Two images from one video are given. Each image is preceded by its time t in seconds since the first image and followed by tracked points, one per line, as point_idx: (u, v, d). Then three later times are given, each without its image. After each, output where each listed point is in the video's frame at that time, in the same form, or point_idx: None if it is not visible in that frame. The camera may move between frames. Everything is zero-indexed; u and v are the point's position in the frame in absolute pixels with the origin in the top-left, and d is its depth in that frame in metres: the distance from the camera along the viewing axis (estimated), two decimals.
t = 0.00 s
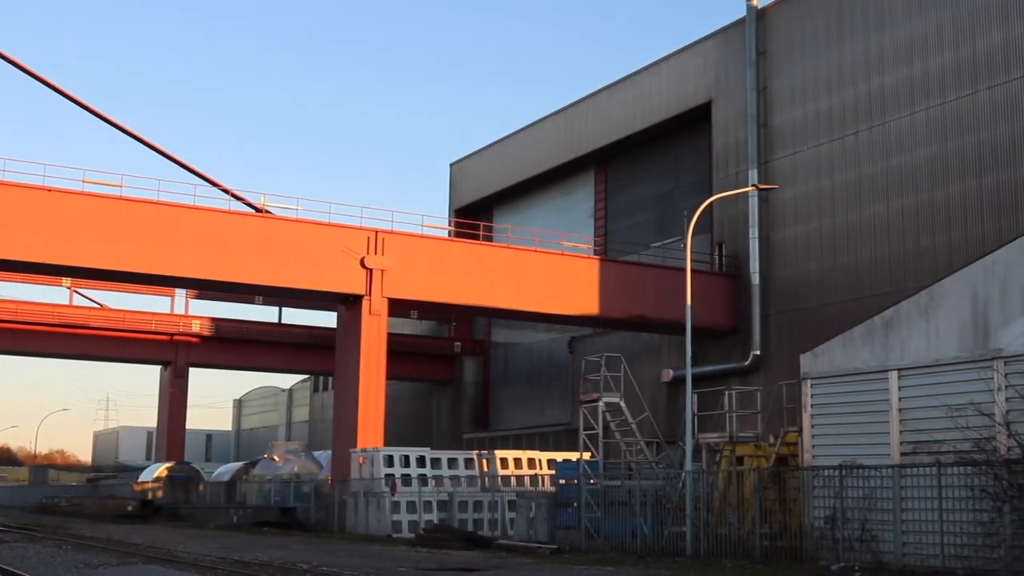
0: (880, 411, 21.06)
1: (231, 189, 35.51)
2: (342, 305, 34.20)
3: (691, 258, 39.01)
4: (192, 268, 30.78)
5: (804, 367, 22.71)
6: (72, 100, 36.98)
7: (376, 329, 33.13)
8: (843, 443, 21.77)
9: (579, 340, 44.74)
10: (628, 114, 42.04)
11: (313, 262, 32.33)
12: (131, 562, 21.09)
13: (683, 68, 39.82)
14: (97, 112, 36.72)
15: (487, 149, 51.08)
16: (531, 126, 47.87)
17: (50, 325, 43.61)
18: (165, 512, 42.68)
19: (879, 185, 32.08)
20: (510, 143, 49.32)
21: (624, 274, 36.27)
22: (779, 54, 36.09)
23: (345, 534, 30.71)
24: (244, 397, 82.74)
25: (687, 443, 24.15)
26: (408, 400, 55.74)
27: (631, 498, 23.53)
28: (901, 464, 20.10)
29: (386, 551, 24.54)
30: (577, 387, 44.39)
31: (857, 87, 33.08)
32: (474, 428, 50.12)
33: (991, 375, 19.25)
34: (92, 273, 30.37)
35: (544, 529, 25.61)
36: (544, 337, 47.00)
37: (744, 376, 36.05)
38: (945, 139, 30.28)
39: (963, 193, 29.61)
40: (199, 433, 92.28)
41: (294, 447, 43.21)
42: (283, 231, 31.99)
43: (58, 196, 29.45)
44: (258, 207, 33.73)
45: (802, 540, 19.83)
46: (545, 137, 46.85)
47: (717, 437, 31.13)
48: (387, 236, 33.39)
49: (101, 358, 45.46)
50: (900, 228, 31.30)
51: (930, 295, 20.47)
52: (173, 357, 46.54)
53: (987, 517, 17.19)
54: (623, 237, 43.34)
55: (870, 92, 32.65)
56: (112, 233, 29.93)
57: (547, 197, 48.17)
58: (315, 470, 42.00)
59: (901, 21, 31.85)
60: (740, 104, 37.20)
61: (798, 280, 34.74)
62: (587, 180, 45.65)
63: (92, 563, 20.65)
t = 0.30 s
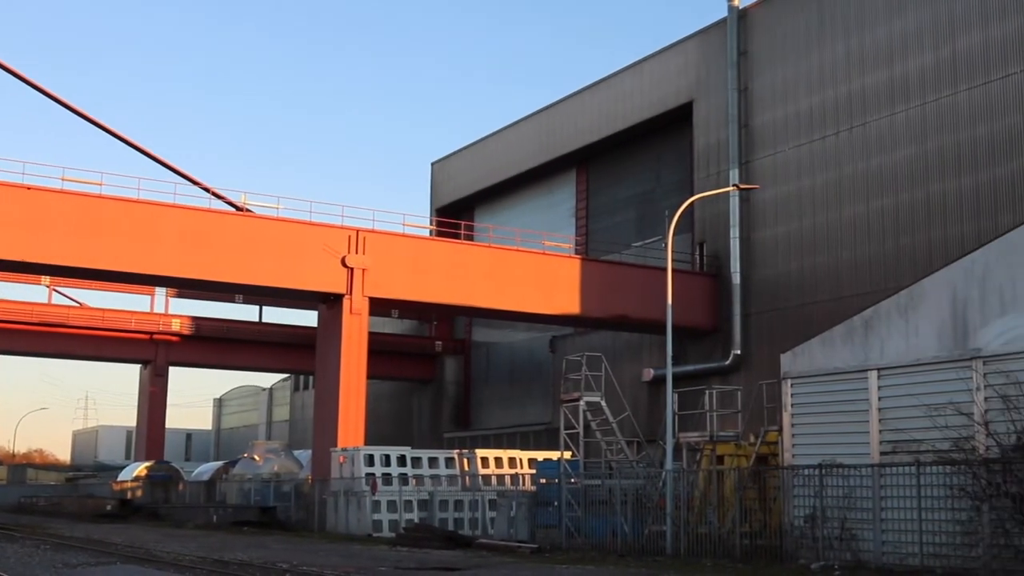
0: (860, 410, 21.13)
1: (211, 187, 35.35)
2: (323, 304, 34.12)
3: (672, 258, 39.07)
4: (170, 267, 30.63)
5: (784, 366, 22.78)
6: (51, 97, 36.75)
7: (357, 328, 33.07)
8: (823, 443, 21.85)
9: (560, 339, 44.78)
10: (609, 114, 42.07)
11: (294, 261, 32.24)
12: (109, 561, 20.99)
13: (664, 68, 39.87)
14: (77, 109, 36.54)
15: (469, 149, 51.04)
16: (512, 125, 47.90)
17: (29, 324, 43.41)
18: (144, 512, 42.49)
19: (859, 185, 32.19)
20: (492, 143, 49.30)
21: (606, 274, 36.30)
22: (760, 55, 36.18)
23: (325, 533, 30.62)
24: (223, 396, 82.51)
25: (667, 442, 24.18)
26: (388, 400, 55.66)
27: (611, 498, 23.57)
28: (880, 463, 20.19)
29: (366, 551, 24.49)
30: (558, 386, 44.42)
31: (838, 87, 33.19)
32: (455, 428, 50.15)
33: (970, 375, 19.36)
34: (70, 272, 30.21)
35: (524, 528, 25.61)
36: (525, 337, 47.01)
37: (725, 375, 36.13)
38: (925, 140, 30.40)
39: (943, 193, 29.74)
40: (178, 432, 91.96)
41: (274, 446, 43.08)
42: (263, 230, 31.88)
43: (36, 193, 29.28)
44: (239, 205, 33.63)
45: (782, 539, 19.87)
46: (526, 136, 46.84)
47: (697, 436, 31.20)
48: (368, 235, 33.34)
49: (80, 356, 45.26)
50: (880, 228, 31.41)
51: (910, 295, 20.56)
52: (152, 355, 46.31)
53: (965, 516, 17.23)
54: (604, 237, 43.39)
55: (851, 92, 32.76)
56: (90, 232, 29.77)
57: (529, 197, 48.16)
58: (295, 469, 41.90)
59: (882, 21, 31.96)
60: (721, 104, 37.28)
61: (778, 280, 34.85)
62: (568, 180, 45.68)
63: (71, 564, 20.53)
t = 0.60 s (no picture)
0: (840, 410, 21.19)
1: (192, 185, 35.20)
2: (304, 303, 34.04)
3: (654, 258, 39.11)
4: (151, 266, 30.46)
5: (765, 366, 22.82)
6: (31, 94, 36.53)
7: (338, 328, 33.01)
8: (803, 442, 21.90)
9: (541, 338, 44.80)
10: (592, 114, 42.09)
11: (275, 260, 32.14)
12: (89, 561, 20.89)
13: (647, 68, 39.91)
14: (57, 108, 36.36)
15: (451, 148, 50.98)
16: (494, 125, 47.89)
17: (8, 323, 43.15)
18: (124, 511, 42.31)
19: (840, 185, 32.30)
20: (474, 142, 49.25)
21: (588, 273, 36.31)
22: (743, 54, 36.25)
23: (305, 533, 30.54)
24: (204, 395, 82.24)
25: (648, 442, 24.18)
26: (370, 399, 55.57)
27: (592, 497, 23.57)
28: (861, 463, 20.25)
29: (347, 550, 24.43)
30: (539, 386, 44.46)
31: (820, 87, 33.29)
32: (436, 427, 50.14)
33: (950, 375, 19.44)
34: (50, 270, 30.05)
35: (506, 527, 25.59)
36: (506, 336, 47.00)
37: (706, 374, 36.19)
38: (906, 140, 30.52)
39: (923, 193, 29.87)
40: (159, 431, 91.61)
41: (254, 446, 42.94)
42: (244, 229, 31.77)
43: (15, 191, 29.12)
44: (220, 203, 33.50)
45: (763, 538, 19.91)
46: (509, 135, 46.81)
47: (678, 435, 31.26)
48: (350, 234, 33.28)
49: (59, 355, 45.02)
50: (860, 228, 31.52)
51: (891, 294, 20.61)
52: (132, 354, 46.06)
53: (945, 516, 17.30)
54: (585, 236, 43.42)
55: (833, 92, 32.86)
56: (70, 231, 29.63)
57: (511, 196, 48.14)
58: (276, 468, 41.78)
59: (863, 21, 32.07)
60: (703, 104, 37.34)
61: (759, 279, 34.93)
62: (550, 179, 45.68)
63: (51, 563, 20.41)
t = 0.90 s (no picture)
0: (821, 410, 21.26)
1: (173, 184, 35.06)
2: (286, 303, 33.96)
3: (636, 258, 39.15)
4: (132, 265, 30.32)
5: (746, 365, 22.87)
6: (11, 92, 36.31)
7: (320, 327, 32.96)
8: (784, 442, 21.97)
9: (524, 338, 44.80)
10: (574, 113, 42.09)
11: (257, 260, 32.06)
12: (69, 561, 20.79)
13: (630, 68, 39.94)
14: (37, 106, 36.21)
15: (434, 147, 50.91)
16: (476, 124, 47.84)
17: None
18: (104, 511, 42.13)
19: (822, 185, 32.41)
20: (457, 141, 49.20)
21: (570, 273, 36.34)
22: (725, 55, 36.33)
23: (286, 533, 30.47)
24: (185, 395, 81.97)
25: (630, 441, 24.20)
26: (352, 399, 55.47)
27: (574, 497, 23.59)
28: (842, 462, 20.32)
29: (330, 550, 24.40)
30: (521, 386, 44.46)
31: (802, 88, 33.40)
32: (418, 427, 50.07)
33: (930, 375, 19.52)
34: (30, 269, 29.90)
35: (487, 527, 25.58)
36: (489, 335, 46.99)
37: (688, 374, 36.25)
38: (887, 141, 30.64)
39: (904, 194, 30.00)
40: (139, 431, 91.26)
41: (235, 446, 42.80)
42: (225, 228, 31.67)
43: None
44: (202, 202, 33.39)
45: (744, 538, 19.95)
46: (491, 135, 46.78)
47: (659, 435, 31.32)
48: (332, 233, 33.22)
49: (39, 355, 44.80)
50: (842, 228, 31.63)
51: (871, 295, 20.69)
52: (112, 354, 45.89)
53: (925, 515, 17.37)
54: (568, 236, 43.44)
55: (815, 93, 32.96)
56: (50, 230, 29.49)
57: (493, 195, 48.11)
58: (257, 468, 41.66)
59: (845, 22, 32.19)
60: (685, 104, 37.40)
61: (741, 279, 35.02)
62: (533, 179, 45.69)
63: (31, 564, 20.31)
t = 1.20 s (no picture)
0: (803, 409, 21.32)
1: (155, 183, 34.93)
2: (268, 302, 33.87)
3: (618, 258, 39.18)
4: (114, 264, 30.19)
5: (729, 365, 22.90)
6: None
7: (302, 327, 32.88)
8: (766, 442, 22.01)
9: (507, 338, 44.79)
10: (558, 113, 42.10)
11: (239, 259, 31.97)
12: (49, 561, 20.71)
13: (613, 68, 39.96)
14: (18, 105, 36.03)
15: (416, 146, 50.84)
16: (460, 124, 47.81)
17: None
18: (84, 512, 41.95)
19: (804, 185, 32.51)
20: (440, 140, 49.14)
21: (553, 272, 36.35)
22: (707, 55, 36.38)
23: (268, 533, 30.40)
24: (167, 395, 81.66)
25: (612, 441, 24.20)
26: (334, 399, 55.35)
27: (557, 496, 23.59)
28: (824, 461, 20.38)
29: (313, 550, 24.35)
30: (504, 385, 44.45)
31: (784, 88, 33.48)
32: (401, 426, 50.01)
33: (912, 375, 19.60)
34: (11, 268, 29.75)
35: (470, 527, 25.55)
36: (472, 335, 46.97)
37: (671, 374, 36.30)
38: (869, 142, 30.75)
39: (885, 194, 30.11)
40: (121, 431, 90.89)
41: (218, 446, 42.66)
42: (208, 228, 31.59)
43: None
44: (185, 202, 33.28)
45: (726, 537, 19.95)
46: (475, 134, 46.74)
47: (642, 435, 31.37)
48: (315, 233, 33.15)
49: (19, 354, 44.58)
50: (824, 228, 31.73)
51: (853, 295, 20.75)
52: (93, 353, 45.68)
53: (906, 515, 17.44)
54: (551, 236, 43.45)
55: (797, 93, 33.04)
56: (32, 229, 29.35)
57: (476, 195, 48.09)
58: (239, 468, 41.53)
59: (828, 23, 32.28)
60: (668, 104, 37.45)
61: (723, 279, 35.09)
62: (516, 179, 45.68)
63: (11, 564, 20.22)
